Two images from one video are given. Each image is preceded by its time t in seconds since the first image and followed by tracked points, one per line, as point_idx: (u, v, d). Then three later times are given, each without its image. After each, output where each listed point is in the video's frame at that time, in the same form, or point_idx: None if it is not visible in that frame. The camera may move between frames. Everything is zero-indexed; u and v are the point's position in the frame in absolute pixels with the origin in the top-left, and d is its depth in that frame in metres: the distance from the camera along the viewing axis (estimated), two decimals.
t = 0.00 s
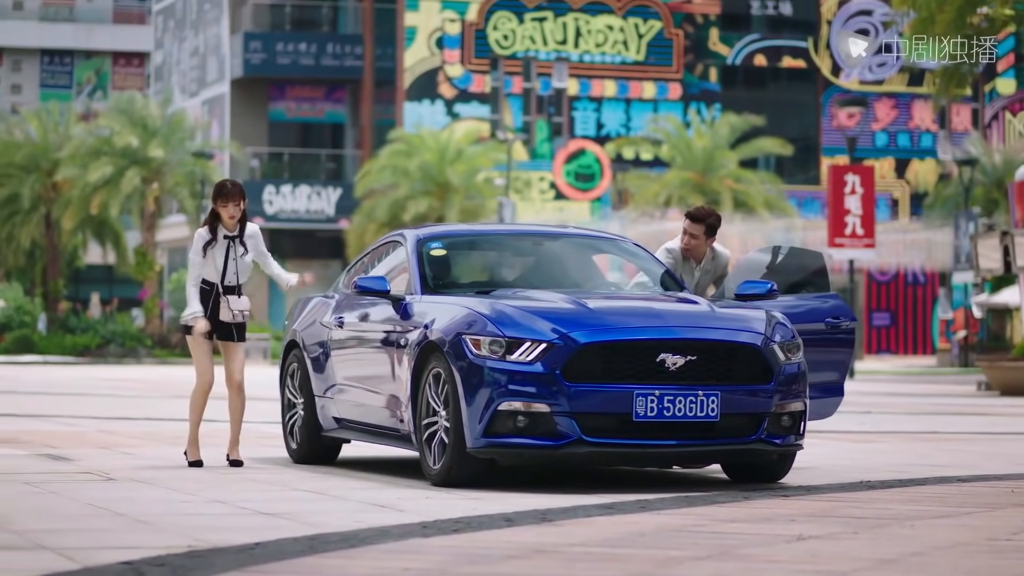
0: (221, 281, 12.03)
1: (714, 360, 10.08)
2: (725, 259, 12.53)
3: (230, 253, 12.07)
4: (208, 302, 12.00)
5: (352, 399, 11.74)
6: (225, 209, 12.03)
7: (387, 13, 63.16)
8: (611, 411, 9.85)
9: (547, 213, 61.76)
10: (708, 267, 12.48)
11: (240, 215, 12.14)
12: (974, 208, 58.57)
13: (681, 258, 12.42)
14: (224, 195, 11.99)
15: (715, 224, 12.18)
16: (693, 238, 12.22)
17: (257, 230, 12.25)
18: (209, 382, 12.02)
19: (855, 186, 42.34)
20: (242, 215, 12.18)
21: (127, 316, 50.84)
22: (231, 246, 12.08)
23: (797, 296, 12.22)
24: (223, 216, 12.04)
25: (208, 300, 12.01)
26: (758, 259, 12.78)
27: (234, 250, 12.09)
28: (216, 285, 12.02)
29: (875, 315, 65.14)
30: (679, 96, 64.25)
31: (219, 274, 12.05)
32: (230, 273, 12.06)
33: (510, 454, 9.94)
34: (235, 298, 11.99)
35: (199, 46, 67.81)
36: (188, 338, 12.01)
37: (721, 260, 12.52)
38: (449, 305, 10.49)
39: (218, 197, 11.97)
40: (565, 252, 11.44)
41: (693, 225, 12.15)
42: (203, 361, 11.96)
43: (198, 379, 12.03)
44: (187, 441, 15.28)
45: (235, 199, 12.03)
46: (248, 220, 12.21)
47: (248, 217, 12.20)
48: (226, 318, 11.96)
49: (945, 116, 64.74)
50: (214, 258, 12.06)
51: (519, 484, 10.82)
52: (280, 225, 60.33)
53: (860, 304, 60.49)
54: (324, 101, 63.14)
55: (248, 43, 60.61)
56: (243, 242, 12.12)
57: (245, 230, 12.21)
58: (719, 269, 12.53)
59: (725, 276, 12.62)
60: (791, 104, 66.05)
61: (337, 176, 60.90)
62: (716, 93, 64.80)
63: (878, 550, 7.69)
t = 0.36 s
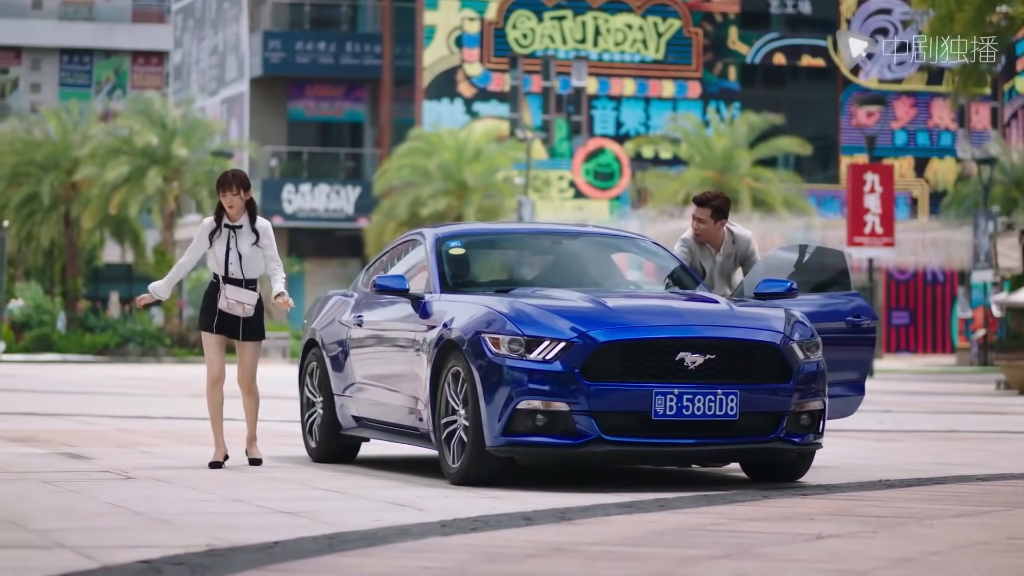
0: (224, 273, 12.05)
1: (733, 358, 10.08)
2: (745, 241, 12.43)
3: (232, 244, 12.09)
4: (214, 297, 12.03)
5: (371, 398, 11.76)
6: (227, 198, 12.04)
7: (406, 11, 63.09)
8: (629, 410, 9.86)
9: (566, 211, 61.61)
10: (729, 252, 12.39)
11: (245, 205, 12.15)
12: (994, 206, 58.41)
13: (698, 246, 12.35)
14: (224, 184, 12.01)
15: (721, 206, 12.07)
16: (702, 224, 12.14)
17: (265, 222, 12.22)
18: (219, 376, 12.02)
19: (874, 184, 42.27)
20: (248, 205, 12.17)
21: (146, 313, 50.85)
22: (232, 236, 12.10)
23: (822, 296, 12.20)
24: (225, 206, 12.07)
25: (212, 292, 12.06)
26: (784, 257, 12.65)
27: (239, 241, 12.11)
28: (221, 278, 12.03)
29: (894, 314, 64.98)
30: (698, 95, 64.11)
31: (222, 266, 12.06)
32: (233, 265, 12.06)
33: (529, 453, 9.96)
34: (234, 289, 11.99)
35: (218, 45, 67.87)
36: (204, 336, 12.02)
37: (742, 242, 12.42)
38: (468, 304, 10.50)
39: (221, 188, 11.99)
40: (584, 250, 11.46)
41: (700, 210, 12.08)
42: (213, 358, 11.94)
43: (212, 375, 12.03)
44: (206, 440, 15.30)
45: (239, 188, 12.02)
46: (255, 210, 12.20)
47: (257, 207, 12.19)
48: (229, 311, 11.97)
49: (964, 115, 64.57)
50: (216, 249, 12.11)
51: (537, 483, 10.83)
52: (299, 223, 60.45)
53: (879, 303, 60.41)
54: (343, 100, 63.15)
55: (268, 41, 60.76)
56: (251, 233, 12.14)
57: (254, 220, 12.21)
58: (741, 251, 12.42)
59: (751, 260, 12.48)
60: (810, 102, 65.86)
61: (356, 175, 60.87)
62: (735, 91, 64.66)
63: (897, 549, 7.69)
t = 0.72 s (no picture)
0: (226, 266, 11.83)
1: (752, 357, 10.08)
2: (768, 231, 12.63)
3: (234, 238, 11.85)
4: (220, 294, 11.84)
5: (390, 397, 11.79)
6: (226, 191, 11.82)
7: (426, 11, 62.98)
8: (648, 408, 9.88)
9: (586, 210, 61.22)
10: (751, 242, 12.63)
11: (246, 198, 11.91)
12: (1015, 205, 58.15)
13: (716, 234, 12.65)
14: (223, 177, 11.79)
15: (738, 193, 12.35)
16: (720, 211, 12.42)
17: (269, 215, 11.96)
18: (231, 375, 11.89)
19: (893, 183, 42.07)
20: (249, 198, 11.93)
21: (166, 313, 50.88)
22: (234, 231, 11.87)
23: (843, 295, 12.16)
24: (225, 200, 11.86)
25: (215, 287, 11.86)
26: (806, 257, 12.51)
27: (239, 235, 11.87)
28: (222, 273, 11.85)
29: (914, 313, 64.76)
30: (718, 93, 63.99)
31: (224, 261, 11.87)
32: (233, 260, 11.84)
33: (548, 452, 9.97)
34: (234, 282, 11.76)
35: (238, 44, 67.90)
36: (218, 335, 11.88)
37: (764, 233, 12.63)
38: (488, 303, 10.52)
39: (221, 182, 11.78)
40: (603, 249, 11.47)
41: (717, 196, 12.38)
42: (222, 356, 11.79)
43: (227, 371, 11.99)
44: (229, 438, 15.36)
45: (241, 180, 11.79)
46: (256, 202, 11.96)
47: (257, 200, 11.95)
48: (231, 305, 11.74)
49: (984, 114, 64.36)
50: (218, 244, 11.91)
51: (556, 482, 10.85)
52: (319, 222, 60.56)
53: (898, 301, 60.32)
54: (363, 98, 63.23)
55: (287, 40, 60.93)
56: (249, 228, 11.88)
57: (255, 214, 11.96)
58: (763, 242, 12.64)
59: (774, 253, 12.68)
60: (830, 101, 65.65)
61: (376, 174, 60.78)
62: (755, 90, 64.51)
63: (917, 548, 7.70)
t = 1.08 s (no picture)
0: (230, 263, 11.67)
1: (769, 356, 10.08)
2: (785, 215, 12.57)
3: (236, 233, 11.72)
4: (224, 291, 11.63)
5: (407, 397, 11.80)
6: (230, 188, 11.69)
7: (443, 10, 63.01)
8: (666, 408, 9.88)
9: (603, 211, 61.05)
10: (769, 229, 12.57)
11: (251, 195, 11.76)
12: None
13: (732, 225, 12.60)
14: (227, 173, 11.65)
15: (747, 180, 12.34)
16: (731, 200, 12.40)
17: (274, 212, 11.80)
18: (236, 376, 11.61)
19: (911, 182, 42.03)
20: (254, 195, 11.78)
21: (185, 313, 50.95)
22: (237, 226, 11.74)
23: (860, 294, 12.14)
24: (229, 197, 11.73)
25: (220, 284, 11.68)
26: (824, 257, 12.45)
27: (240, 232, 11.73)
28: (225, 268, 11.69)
29: (932, 313, 64.63)
30: (736, 94, 63.89)
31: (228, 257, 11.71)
32: (238, 256, 11.67)
33: (566, 452, 9.97)
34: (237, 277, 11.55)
35: (256, 44, 67.99)
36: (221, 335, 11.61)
37: (781, 217, 12.56)
38: (505, 303, 10.53)
39: (224, 177, 11.65)
40: (621, 248, 11.47)
41: (726, 186, 12.38)
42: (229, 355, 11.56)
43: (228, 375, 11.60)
44: (245, 438, 15.39)
45: (243, 177, 11.67)
46: (262, 199, 11.80)
47: (263, 197, 11.79)
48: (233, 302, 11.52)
49: (1002, 113, 64.32)
50: (221, 241, 11.76)
51: (573, 482, 10.86)
52: (337, 222, 60.69)
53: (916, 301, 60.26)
54: (381, 98, 63.25)
55: (306, 40, 61.06)
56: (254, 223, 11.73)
57: (260, 211, 11.79)
58: (782, 228, 12.56)
59: (795, 237, 12.60)
60: (847, 100, 65.55)
61: (394, 173, 60.84)
62: (772, 90, 64.40)
63: (935, 547, 7.70)
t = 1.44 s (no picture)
0: (227, 259, 11.43)
1: (781, 356, 10.07)
2: (799, 205, 12.56)
3: (233, 228, 11.47)
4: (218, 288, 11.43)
5: (420, 396, 11.82)
6: (235, 182, 11.48)
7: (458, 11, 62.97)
8: (679, 408, 9.88)
9: (617, 210, 61.07)
10: (785, 222, 12.55)
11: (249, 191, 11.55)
12: None
13: (747, 222, 12.57)
14: (230, 168, 11.46)
15: (759, 173, 12.35)
16: (745, 196, 12.41)
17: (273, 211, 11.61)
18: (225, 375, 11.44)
19: (925, 182, 41.92)
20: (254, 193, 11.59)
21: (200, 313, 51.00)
22: (235, 221, 11.48)
23: (873, 294, 12.13)
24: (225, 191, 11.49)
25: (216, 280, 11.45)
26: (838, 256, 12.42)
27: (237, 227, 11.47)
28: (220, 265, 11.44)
29: (946, 313, 64.52)
30: (750, 93, 63.74)
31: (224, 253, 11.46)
32: (236, 252, 11.44)
33: (578, 451, 9.98)
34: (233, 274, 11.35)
35: (271, 44, 68.02)
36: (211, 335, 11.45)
37: (795, 208, 12.55)
38: (518, 302, 10.54)
39: (227, 172, 11.45)
40: (634, 248, 11.47)
41: (738, 182, 12.38)
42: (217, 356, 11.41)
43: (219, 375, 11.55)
44: (258, 437, 15.41)
45: (246, 173, 11.47)
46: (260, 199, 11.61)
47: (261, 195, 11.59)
48: (230, 298, 11.34)
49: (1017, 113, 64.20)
50: (215, 235, 11.49)
51: (585, 482, 10.86)
52: (351, 222, 60.78)
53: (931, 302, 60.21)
54: (395, 98, 63.35)
55: (320, 40, 61.27)
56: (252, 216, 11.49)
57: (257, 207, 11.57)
58: (798, 219, 12.56)
59: (810, 227, 12.61)
60: (861, 99, 65.42)
61: (409, 173, 60.78)
62: (786, 89, 64.27)
63: (947, 547, 7.68)
